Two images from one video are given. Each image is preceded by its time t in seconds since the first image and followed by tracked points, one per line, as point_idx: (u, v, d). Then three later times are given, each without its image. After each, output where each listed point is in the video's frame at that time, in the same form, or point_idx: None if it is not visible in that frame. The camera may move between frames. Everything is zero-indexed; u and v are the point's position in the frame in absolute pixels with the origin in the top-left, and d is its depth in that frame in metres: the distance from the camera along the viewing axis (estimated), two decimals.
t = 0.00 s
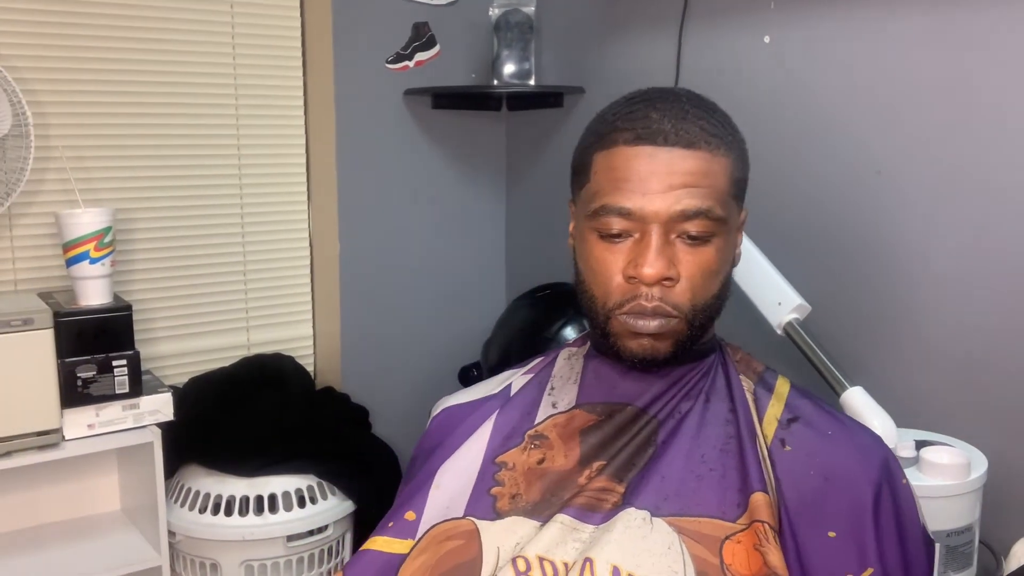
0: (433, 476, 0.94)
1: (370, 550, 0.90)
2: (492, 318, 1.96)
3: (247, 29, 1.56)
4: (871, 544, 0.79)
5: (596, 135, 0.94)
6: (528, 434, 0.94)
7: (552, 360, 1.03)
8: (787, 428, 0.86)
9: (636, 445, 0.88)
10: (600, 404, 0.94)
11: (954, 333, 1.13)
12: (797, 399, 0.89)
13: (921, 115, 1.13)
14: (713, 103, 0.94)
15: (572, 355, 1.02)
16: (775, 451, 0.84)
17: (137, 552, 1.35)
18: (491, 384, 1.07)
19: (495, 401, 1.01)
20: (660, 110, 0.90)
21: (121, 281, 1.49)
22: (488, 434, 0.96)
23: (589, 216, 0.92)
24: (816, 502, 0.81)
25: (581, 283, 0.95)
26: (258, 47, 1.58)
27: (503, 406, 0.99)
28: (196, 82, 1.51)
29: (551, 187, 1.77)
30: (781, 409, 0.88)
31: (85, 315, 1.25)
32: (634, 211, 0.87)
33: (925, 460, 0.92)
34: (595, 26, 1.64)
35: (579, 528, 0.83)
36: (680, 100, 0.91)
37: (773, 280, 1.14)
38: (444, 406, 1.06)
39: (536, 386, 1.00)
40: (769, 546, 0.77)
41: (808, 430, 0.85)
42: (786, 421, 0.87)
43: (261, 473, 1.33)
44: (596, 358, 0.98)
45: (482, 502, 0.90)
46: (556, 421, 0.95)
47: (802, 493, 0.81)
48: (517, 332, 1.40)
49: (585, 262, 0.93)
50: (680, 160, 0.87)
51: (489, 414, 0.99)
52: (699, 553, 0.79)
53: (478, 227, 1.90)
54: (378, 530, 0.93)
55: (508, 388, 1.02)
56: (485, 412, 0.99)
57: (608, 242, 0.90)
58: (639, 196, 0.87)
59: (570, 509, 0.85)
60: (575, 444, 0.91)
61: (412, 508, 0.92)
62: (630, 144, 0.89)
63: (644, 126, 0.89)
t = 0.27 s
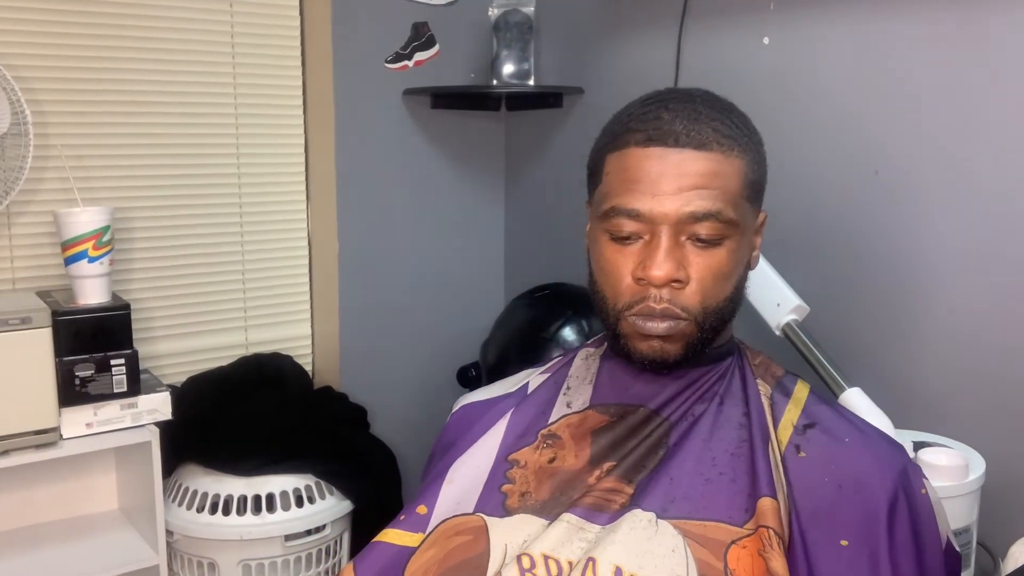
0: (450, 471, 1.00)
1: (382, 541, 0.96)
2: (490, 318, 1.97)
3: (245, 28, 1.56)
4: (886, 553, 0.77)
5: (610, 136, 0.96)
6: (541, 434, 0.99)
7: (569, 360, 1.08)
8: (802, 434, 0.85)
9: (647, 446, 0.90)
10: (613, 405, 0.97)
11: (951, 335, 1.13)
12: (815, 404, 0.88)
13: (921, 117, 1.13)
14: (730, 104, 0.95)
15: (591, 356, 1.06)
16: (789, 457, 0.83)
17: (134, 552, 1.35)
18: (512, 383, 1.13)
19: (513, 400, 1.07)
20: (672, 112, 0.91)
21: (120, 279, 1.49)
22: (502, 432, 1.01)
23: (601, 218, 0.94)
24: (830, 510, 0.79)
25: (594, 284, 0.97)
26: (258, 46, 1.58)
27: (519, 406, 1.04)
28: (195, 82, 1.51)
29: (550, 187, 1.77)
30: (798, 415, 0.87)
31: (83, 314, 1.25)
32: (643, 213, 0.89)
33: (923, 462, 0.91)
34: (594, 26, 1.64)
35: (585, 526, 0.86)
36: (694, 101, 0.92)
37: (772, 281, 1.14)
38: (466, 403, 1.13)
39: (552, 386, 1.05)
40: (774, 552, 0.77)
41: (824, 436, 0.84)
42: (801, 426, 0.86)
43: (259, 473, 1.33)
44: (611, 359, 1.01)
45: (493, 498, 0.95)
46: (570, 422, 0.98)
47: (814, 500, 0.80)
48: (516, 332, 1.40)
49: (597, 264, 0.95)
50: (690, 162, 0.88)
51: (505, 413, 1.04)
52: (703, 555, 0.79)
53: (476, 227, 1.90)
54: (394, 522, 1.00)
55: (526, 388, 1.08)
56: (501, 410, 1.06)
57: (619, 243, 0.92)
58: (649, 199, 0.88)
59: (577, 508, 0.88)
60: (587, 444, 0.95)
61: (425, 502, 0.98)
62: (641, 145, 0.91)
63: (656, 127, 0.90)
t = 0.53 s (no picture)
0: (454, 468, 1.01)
1: (387, 538, 0.96)
2: (490, 319, 1.96)
3: (246, 28, 1.56)
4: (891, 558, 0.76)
5: (617, 137, 0.96)
6: (547, 434, 0.99)
7: (576, 360, 1.08)
8: (809, 437, 0.84)
9: (651, 447, 0.90)
10: (619, 405, 0.97)
11: (951, 337, 1.13)
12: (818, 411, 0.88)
13: (922, 119, 1.13)
14: (738, 106, 0.95)
15: (598, 356, 1.06)
16: (795, 460, 0.83)
17: (134, 551, 1.34)
18: (519, 383, 1.13)
19: (520, 399, 1.07)
20: (680, 113, 0.91)
21: (120, 278, 1.48)
22: (508, 432, 1.01)
23: (607, 219, 0.94)
24: (836, 513, 0.78)
25: (600, 285, 0.97)
26: (258, 45, 1.58)
27: (525, 405, 1.04)
28: (196, 82, 1.51)
29: (550, 188, 1.77)
30: (805, 418, 0.87)
31: (82, 313, 1.25)
32: (650, 214, 0.89)
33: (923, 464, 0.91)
34: (595, 27, 1.64)
35: (587, 526, 0.86)
36: (702, 102, 0.92)
37: (772, 282, 1.14)
38: (473, 402, 1.13)
39: (559, 386, 1.05)
40: (776, 555, 0.77)
41: (831, 439, 0.83)
42: (808, 430, 0.85)
43: (258, 472, 1.33)
44: (618, 360, 1.02)
45: (497, 497, 0.95)
46: (575, 422, 0.99)
47: (820, 503, 0.79)
48: (516, 333, 1.40)
49: (604, 265, 0.95)
50: (697, 163, 0.88)
51: (511, 412, 1.05)
52: (705, 556, 0.79)
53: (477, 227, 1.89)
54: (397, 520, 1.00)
55: (533, 388, 1.08)
56: (508, 409, 1.06)
57: (625, 245, 0.92)
58: (655, 200, 0.89)
59: (580, 507, 0.88)
60: (591, 443, 0.95)
61: (429, 500, 0.98)
62: (649, 147, 0.91)
63: (663, 129, 0.90)
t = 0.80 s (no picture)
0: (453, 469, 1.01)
1: (386, 539, 0.96)
2: (489, 319, 1.96)
3: (246, 28, 1.56)
4: (890, 557, 0.75)
5: (616, 137, 0.96)
6: (546, 434, 0.99)
7: (575, 360, 1.08)
8: (807, 437, 0.84)
9: (650, 447, 0.90)
10: (617, 405, 0.97)
11: (950, 335, 1.13)
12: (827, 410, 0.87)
13: (921, 119, 1.13)
14: (737, 106, 0.95)
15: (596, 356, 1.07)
16: (793, 460, 0.83)
17: (133, 551, 1.34)
18: (519, 383, 1.13)
19: (519, 400, 1.07)
20: (678, 113, 0.91)
21: (120, 278, 1.48)
22: (507, 432, 1.01)
23: (606, 219, 0.94)
24: (834, 512, 0.78)
25: (599, 285, 0.97)
26: (258, 45, 1.58)
27: (525, 406, 1.04)
28: (195, 82, 1.51)
29: (550, 188, 1.78)
30: (804, 418, 0.87)
31: (81, 312, 1.25)
32: (648, 214, 0.89)
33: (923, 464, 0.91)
34: (595, 27, 1.64)
35: (587, 526, 0.86)
36: (701, 103, 0.92)
37: (771, 282, 1.14)
38: (472, 402, 1.13)
39: (558, 386, 1.05)
40: (774, 555, 0.77)
41: (830, 438, 0.83)
42: (807, 429, 0.85)
43: (258, 472, 1.33)
44: (616, 360, 1.02)
45: (496, 497, 0.95)
46: (575, 422, 0.99)
47: (819, 503, 0.79)
48: (516, 333, 1.40)
49: (602, 265, 0.95)
50: (696, 163, 0.88)
51: (510, 412, 1.05)
52: (704, 556, 0.79)
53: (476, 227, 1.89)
54: (396, 521, 1.00)
55: (532, 388, 1.08)
56: (507, 410, 1.06)
57: (623, 244, 0.92)
58: (654, 200, 0.89)
59: (579, 508, 0.88)
60: (590, 444, 0.95)
61: (428, 501, 0.98)
62: (647, 146, 0.91)
63: (661, 128, 0.91)
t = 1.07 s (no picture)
0: (453, 469, 1.01)
1: (386, 540, 0.97)
2: (489, 318, 1.96)
3: (246, 29, 1.56)
4: (891, 557, 0.73)
5: (615, 137, 0.96)
6: (546, 434, 0.99)
7: (576, 360, 1.09)
8: (807, 437, 0.84)
9: (650, 447, 0.90)
10: (618, 405, 0.98)
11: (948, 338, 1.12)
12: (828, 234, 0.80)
13: (919, 119, 1.12)
14: (737, 106, 0.95)
15: (596, 356, 1.07)
16: (794, 460, 0.83)
17: (133, 551, 1.34)
18: (519, 382, 1.14)
19: (519, 399, 1.07)
20: (677, 113, 0.91)
21: (120, 278, 1.48)
22: (508, 433, 1.01)
23: (606, 219, 0.94)
24: (834, 513, 0.78)
25: (599, 286, 0.97)
26: (258, 45, 1.58)
27: (525, 407, 1.04)
28: (195, 83, 1.51)
29: (550, 187, 1.77)
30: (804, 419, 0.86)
31: (81, 312, 1.25)
32: (648, 214, 0.89)
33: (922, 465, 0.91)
34: (595, 27, 1.63)
35: (587, 527, 0.86)
36: (701, 102, 0.92)
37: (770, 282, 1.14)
38: (472, 402, 1.14)
39: (558, 386, 1.05)
40: (775, 555, 0.76)
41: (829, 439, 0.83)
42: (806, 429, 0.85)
43: (258, 472, 1.33)
44: (617, 360, 1.03)
45: (496, 498, 0.95)
46: (575, 423, 0.99)
47: (819, 503, 0.79)
48: (516, 334, 1.40)
49: (603, 265, 0.95)
50: (695, 163, 0.88)
51: (510, 412, 1.05)
52: (704, 556, 0.79)
53: (476, 227, 1.89)
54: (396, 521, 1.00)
55: (532, 388, 1.08)
56: (507, 410, 1.06)
57: (623, 244, 0.92)
58: (653, 200, 0.89)
59: (579, 509, 0.88)
60: (591, 444, 0.95)
61: (429, 501, 0.99)
62: (647, 146, 0.91)
63: (661, 128, 0.91)
